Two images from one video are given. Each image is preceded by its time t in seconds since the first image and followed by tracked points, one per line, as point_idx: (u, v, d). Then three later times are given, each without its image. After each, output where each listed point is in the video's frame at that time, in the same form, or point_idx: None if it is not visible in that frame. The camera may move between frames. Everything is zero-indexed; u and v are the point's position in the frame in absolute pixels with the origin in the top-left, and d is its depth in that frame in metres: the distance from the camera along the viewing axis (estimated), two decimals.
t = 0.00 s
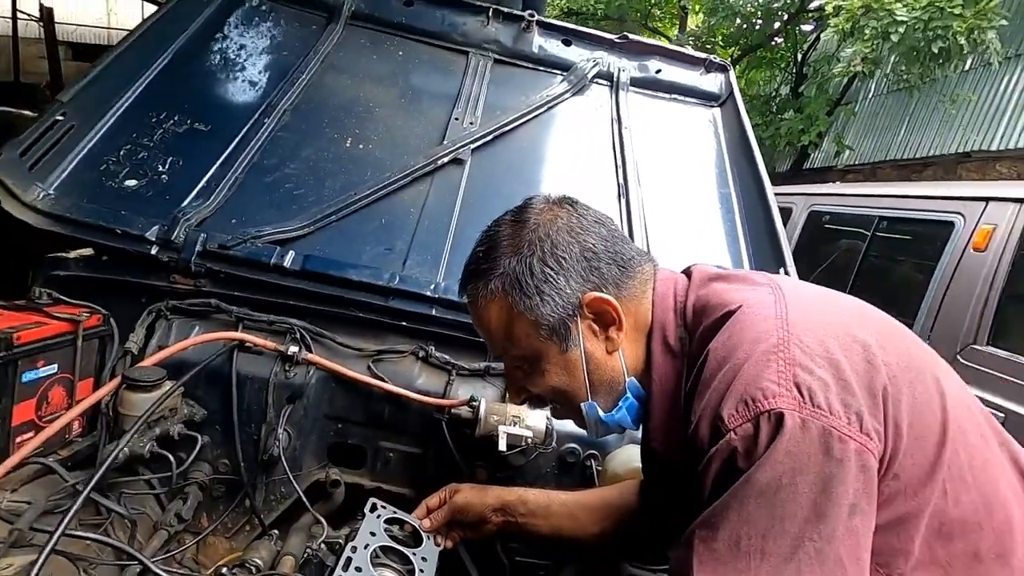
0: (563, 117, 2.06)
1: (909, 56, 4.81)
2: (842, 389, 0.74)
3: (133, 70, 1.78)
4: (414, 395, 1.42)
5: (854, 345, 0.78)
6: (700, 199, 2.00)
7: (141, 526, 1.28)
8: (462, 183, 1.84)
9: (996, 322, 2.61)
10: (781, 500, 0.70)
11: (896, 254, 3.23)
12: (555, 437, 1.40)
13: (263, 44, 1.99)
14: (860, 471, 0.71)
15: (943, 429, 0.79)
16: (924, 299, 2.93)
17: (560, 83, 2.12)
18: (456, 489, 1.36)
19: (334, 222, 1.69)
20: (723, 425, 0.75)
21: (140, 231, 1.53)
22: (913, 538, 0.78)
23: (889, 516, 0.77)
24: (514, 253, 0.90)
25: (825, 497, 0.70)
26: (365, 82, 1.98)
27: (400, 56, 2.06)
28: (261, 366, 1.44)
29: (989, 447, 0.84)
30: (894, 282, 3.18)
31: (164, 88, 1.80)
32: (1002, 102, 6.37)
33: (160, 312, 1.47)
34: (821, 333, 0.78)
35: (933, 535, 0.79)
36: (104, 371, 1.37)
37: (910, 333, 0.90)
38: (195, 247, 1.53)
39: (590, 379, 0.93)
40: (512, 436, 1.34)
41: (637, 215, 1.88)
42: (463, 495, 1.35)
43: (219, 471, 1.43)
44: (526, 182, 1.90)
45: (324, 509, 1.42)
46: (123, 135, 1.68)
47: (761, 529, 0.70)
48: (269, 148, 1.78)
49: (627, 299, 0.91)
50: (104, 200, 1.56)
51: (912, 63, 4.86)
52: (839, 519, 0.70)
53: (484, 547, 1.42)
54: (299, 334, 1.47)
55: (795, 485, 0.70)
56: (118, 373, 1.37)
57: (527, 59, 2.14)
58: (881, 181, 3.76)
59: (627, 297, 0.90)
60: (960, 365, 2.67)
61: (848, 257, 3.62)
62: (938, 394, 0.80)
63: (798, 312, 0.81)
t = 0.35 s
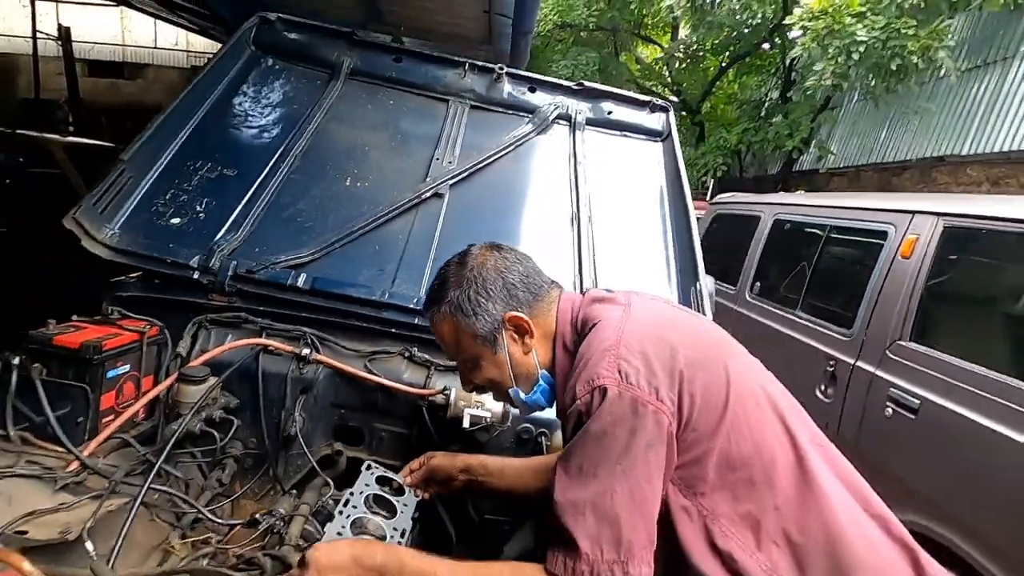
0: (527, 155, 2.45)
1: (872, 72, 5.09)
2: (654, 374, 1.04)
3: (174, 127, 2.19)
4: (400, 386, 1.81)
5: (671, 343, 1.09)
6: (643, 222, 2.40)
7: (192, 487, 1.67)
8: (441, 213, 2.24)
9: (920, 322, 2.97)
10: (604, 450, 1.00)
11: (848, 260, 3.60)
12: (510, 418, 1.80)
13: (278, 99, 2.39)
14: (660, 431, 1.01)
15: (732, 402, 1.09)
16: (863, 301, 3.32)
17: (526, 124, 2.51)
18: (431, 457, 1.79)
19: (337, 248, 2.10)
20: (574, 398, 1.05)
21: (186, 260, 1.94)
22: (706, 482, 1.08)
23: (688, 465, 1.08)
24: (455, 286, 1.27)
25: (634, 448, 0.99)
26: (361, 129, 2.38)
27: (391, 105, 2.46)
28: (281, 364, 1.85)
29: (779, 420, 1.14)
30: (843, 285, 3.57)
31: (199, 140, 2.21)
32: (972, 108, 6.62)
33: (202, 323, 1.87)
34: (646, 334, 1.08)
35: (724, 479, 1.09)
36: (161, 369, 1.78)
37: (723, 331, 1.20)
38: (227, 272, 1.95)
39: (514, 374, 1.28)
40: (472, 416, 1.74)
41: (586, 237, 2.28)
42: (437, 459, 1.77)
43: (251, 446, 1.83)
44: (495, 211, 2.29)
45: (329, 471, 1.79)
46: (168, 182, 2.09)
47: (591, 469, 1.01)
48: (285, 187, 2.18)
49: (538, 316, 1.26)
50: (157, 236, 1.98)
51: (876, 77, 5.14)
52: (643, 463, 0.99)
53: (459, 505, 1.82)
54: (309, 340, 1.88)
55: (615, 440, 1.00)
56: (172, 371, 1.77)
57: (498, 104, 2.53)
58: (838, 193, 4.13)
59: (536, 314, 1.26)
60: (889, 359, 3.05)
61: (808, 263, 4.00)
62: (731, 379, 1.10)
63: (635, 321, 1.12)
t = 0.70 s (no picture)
0: (484, 186, 2.90)
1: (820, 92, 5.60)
2: (533, 367, 1.50)
3: (189, 169, 2.66)
4: (373, 380, 2.27)
5: (548, 345, 1.55)
6: (582, 243, 2.86)
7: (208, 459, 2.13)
8: (410, 237, 2.70)
9: (834, 324, 3.38)
10: (496, 418, 1.47)
11: (785, 267, 4.04)
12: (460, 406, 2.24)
13: (274, 140, 2.85)
14: (535, 405, 1.48)
15: (592, 386, 1.54)
16: (791, 304, 3.77)
17: (484, 159, 2.96)
18: (397, 440, 2.21)
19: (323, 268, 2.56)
20: (480, 384, 1.52)
21: (200, 280, 2.41)
22: (574, 442, 1.54)
23: (561, 430, 1.54)
24: (402, 306, 1.73)
25: (516, 417, 1.46)
26: (344, 165, 2.84)
27: (369, 144, 2.92)
28: (278, 362, 2.31)
29: (629, 399, 1.59)
30: (780, 290, 4.01)
31: (211, 179, 2.68)
32: (929, 119, 7.02)
33: (214, 331, 2.34)
34: (530, 339, 1.54)
35: (587, 440, 1.55)
36: (183, 367, 2.23)
37: (595, 336, 1.65)
38: (234, 289, 2.40)
39: (446, 369, 1.74)
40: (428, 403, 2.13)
41: (531, 256, 2.73)
42: (401, 441, 2.19)
43: (254, 428, 2.29)
44: (455, 235, 2.75)
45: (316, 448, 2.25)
46: (185, 215, 2.56)
47: (488, 431, 1.48)
48: (281, 217, 2.65)
49: (463, 326, 1.72)
50: (178, 261, 2.44)
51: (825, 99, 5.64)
52: (522, 426, 1.46)
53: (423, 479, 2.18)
54: (301, 344, 2.36)
55: (503, 411, 1.46)
56: (192, 369, 2.23)
57: (461, 143, 2.99)
58: (783, 205, 4.57)
59: (462, 325, 1.72)
60: (808, 356, 3.48)
61: (754, 270, 4.45)
62: (592, 369, 1.56)
63: (525, 329, 1.58)
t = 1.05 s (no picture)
0: (478, 194, 3.20)
1: (801, 99, 6.27)
2: (514, 351, 1.80)
3: (214, 180, 2.98)
4: (379, 367, 2.58)
5: (527, 333, 1.85)
6: (567, 245, 3.16)
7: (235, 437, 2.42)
8: (411, 241, 3.00)
9: (802, 319, 3.67)
10: (483, 393, 1.76)
11: (762, 266, 4.33)
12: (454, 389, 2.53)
13: (288, 154, 3.15)
14: (516, 382, 1.77)
15: (563, 367, 1.84)
16: (766, 301, 4.05)
17: (478, 169, 3.27)
18: (400, 420, 2.50)
19: (333, 269, 2.87)
20: (470, 366, 1.82)
21: (226, 280, 2.73)
22: (549, 414, 1.84)
23: (538, 404, 1.84)
24: (403, 303, 2.04)
25: (500, 392, 1.75)
26: (351, 176, 3.15)
27: (375, 157, 3.23)
28: (295, 352, 2.61)
29: (597, 378, 1.88)
30: (757, 288, 4.30)
31: (233, 190, 2.99)
32: (910, 124, 7.29)
33: (238, 324, 2.64)
34: (511, 328, 1.84)
35: (560, 413, 1.84)
36: (212, 356, 2.54)
37: (568, 326, 1.95)
38: (256, 288, 2.72)
39: (441, 356, 2.05)
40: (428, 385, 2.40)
41: (520, 258, 3.03)
42: (405, 421, 2.48)
43: (273, 410, 2.59)
44: (452, 238, 3.06)
45: (329, 426, 2.55)
46: (212, 222, 2.87)
47: (477, 404, 1.77)
48: (295, 224, 2.95)
49: (456, 318, 2.03)
50: (205, 263, 2.76)
51: (805, 105, 6.32)
52: (505, 400, 1.75)
53: (423, 454, 2.47)
54: (315, 336, 2.67)
55: (489, 388, 1.76)
56: (220, 357, 2.54)
57: (458, 154, 3.30)
58: (763, 208, 4.86)
59: (455, 317, 2.02)
60: (779, 348, 3.76)
61: (735, 269, 4.74)
62: (564, 354, 1.85)
63: (507, 320, 1.88)
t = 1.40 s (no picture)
0: (480, 187, 3.49)
1: (789, 97, 6.61)
2: (508, 318, 2.08)
3: (240, 176, 3.28)
4: (390, 341, 2.88)
5: (520, 303, 2.13)
6: (562, 233, 3.44)
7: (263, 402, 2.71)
8: (419, 229, 3.29)
9: (782, 302, 3.93)
10: (482, 355, 2.04)
11: (749, 255, 4.59)
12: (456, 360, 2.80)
13: (305, 151, 3.44)
14: (510, 345, 2.05)
15: (552, 332, 2.11)
16: (750, 287, 4.32)
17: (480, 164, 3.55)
18: (408, 389, 2.76)
19: (348, 255, 3.16)
20: (471, 333, 2.09)
21: (252, 264, 3.02)
22: (540, 373, 2.11)
23: (530, 365, 2.11)
24: (412, 283, 2.31)
25: (497, 354, 2.03)
26: (364, 171, 3.43)
27: (385, 153, 3.52)
28: (315, 329, 2.90)
29: (582, 343, 2.16)
30: (743, 275, 4.57)
31: (256, 184, 3.29)
32: (898, 120, 7.53)
33: (264, 304, 2.93)
34: (506, 300, 2.12)
35: (550, 372, 2.11)
36: (241, 332, 2.82)
37: (557, 298, 2.23)
38: (279, 272, 3.01)
39: (446, 329, 2.32)
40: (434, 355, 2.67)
41: (518, 245, 3.31)
42: (413, 389, 2.73)
43: (296, 381, 2.87)
44: (456, 227, 3.34)
45: (346, 395, 2.83)
46: (238, 213, 3.16)
47: (477, 364, 2.04)
48: (314, 214, 3.24)
49: (458, 295, 2.30)
50: (233, 249, 3.05)
51: (794, 104, 6.66)
52: (501, 360, 2.03)
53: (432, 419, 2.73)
54: (333, 314, 2.95)
55: (487, 350, 2.04)
56: (248, 332, 2.82)
57: (462, 150, 3.58)
58: (750, 201, 5.13)
59: (457, 294, 2.30)
60: (762, 330, 4.02)
61: (723, 258, 5.02)
62: (553, 321, 2.13)
63: (503, 293, 2.16)
